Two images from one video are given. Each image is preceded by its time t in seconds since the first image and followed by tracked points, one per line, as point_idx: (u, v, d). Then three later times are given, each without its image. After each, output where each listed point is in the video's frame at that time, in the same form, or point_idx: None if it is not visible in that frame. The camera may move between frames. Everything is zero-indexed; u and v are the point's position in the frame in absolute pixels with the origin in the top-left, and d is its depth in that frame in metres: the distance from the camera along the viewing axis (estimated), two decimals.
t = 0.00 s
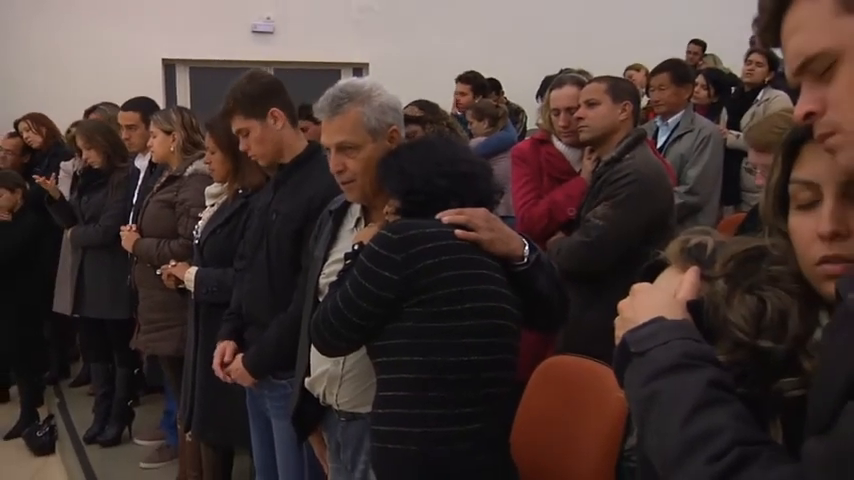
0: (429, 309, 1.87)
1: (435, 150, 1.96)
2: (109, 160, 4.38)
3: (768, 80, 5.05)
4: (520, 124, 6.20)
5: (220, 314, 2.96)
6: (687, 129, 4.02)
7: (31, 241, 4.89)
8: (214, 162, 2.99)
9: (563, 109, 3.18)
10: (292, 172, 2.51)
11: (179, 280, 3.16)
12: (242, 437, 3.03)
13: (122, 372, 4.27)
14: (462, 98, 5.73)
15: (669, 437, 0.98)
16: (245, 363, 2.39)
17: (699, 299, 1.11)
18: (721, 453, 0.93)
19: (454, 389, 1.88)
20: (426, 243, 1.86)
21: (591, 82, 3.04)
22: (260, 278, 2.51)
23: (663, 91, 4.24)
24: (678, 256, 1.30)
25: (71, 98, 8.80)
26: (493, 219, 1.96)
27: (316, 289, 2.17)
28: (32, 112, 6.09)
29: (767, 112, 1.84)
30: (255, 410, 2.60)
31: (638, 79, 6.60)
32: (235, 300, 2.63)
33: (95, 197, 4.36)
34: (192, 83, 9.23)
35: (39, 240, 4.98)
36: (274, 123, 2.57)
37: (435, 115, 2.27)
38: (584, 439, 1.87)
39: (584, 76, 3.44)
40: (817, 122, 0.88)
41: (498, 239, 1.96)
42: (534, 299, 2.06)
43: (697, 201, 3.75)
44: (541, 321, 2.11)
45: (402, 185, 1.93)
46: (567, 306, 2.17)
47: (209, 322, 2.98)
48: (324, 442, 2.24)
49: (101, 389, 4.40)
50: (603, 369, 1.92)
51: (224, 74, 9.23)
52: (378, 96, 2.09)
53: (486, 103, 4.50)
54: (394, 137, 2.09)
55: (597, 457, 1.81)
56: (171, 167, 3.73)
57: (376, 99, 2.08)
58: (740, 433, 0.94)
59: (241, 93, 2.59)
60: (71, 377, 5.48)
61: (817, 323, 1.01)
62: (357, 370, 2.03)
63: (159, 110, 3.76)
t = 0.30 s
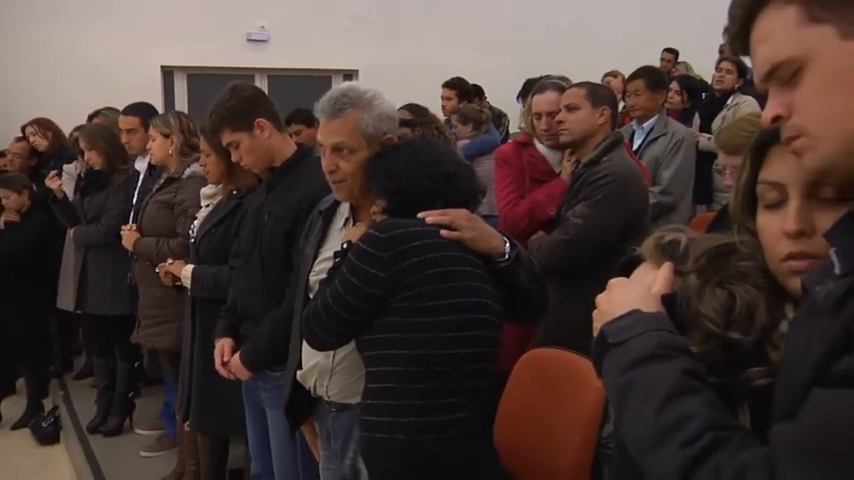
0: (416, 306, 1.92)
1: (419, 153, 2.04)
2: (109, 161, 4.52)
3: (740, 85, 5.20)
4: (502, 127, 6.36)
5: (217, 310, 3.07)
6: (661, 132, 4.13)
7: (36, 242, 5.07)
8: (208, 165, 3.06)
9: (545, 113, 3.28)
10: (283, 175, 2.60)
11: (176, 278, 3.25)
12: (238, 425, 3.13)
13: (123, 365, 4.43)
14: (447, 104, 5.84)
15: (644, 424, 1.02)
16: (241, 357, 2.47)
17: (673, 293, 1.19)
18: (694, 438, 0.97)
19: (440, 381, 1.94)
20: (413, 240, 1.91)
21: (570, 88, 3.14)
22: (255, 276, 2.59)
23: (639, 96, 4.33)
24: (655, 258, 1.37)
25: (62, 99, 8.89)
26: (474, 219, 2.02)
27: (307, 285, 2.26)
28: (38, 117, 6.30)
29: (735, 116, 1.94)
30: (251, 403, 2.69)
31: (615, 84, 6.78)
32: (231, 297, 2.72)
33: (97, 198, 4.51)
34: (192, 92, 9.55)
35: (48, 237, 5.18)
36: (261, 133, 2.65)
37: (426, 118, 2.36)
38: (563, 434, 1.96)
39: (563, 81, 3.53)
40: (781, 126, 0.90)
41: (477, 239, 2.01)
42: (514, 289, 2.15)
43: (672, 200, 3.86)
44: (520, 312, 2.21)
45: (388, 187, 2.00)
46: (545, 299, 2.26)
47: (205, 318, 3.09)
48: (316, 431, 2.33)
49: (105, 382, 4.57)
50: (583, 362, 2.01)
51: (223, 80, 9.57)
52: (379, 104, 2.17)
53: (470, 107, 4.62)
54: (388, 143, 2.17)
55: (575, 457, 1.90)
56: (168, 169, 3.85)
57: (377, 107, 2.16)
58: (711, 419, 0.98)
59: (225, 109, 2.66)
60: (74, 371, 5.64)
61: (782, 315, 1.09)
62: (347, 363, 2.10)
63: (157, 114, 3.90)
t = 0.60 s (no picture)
0: (406, 301, 2.01)
1: (409, 154, 2.14)
2: (113, 162, 4.73)
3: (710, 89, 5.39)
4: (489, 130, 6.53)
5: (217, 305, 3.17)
6: (639, 135, 4.23)
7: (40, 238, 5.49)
8: (206, 164, 3.15)
9: (528, 115, 3.38)
10: (279, 176, 2.70)
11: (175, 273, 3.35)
12: (237, 412, 3.23)
13: (127, 357, 4.65)
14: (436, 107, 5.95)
15: (624, 413, 1.03)
16: (240, 350, 2.57)
17: (649, 284, 1.21)
18: (670, 424, 1.00)
19: (433, 372, 2.03)
20: (401, 239, 2.00)
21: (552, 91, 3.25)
22: (253, 272, 2.69)
23: (617, 100, 4.45)
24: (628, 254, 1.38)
25: (60, 99, 9.51)
26: (453, 212, 2.11)
27: (300, 279, 2.36)
28: (46, 119, 6.44)
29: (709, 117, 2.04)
30: (251, 394, 2.78)
31: (597, 88, 6.96)
32: (230, 292, 2.80)
33: (103, 197, 4.69)
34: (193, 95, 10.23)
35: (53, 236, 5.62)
36: (260, 136, 2.74)
37: (415, 121, 2.45)
38: (548, 424, 2.05)
39: (546, 85, 3.64)
40: (757, 128, 0.94)
41: (458, 230, 2.09)
42: (497, 274, 2.25)
43: (649, 199, 3.97)
44: (506, 296, 2.31)
45: (381, 185, 2.10)
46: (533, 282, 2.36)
47: (203, 311, 3.20)
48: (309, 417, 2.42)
49: (109, 374, 4.76)
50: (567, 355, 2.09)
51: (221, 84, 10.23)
52: (374, 105, 2.25)
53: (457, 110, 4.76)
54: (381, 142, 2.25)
55: (556, 450, 2.00)
56: (168, 170, 3.96)
57: (371, 108, 2.25)
58: (687, 406, 1.01)
59: (225, 114, 2.76)
60: (79, 361, 6.03)
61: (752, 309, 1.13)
62: (338, 353, 2.18)
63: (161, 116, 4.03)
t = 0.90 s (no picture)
0: (397, 296, 2.09)
1: (400, 151, 2.21)
2: (115, 163, 4.84)
3: (687, 93, 5.54)
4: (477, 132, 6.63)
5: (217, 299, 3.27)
6: (618, 135, 4.33)
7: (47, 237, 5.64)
8: (205, 165, 3.25)
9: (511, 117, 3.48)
10: (274, 177, 2.79)
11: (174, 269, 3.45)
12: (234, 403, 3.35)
13: (129, 348, 4.73)
14: (427, 108, 6.06)
15: (600, 397, 1.08)
16: (238, 341, 2.66)
17: (626, 278, 1.29)
18: (644, 411, 1.03)
19: (421, 363, 2.12)
20: (393, 236, 2.07)
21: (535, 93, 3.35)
22: (251, 267, 2.78)
23: (598, 102, 4.55)
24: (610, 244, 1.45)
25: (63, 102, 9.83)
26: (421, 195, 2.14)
27: (294, 273, 2.46)
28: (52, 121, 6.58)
29: (686, 119, 2.13)
30: (248, 383, 2.88)
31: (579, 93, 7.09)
32: (229, 285, 2.89)
33: (105, 197, 4.80)
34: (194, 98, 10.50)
35: (58, 232, 5.74)
36: (258, 137, 2.83)
37: (406, 121, 2.54)
38: (530, 414, 2.14)
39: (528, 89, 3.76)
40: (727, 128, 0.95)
41: (427, 209, 2.13)
42: (483, 259, 2.32)
43: (627, 197, 4.08)
44: (502, 279, 2.40)
45: (372, 181, 2.18)
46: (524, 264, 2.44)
47: (202, 304, 3.29)
48: (302, 404, 2.50)
49: (111, 364, 4.88)
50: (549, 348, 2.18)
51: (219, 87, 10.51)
52: (367, 106, 2.34)
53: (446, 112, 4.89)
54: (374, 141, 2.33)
55: (539, 436, 2.09)
56: (168, 170, 4.05)
57: (364, 108, 2.33)
58: (660, 394, 1.04)
59: (225, 116, 2.84)
60: (86, 355, 6.09)
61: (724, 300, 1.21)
62: (331, 343, 2.26)
63: (160, 120, 4.13)
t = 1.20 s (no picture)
0: (388, 290, 2.19)
1: (393, 152, 2.31)
2: (121, 164, 4.94)
3: (667, 96, 5.69)
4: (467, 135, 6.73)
5: (215, 294, 3.38)
6: (600, 137, 4.46)
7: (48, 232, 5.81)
8: (203, 166, 3.36)
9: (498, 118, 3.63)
10: (272, 177, 2.89)
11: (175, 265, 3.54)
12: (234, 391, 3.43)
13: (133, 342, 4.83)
14: (417, 109, 6.18)
15: (580, 389, 1.14)
16: (237, 335, 2.76)
17: (604, 273, 1.39)
18: (621, 400, 1.09)
19: (412, 355, 2.23)
20: (382, 234, 2.17)
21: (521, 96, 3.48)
22: (248, 264, 2.89)
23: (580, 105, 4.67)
24: (586, 238, 1.52)
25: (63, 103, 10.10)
26: (405, 194, 2.25)
27: (291, 269, 2.56)
28: (58, 125, 6.73)
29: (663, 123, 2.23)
30: (247, 374, 2.98)
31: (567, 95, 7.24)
32: (228, 282, 2.99)
33: (110, 197, 4.93)
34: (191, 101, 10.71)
35: (59, 229, 5.91)
36: (255, 137, 2.93)
37: (399, 123, 2.64)
38: (517, 404, 2.24)
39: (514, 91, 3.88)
40: (700, 130, 1.00)
41: (411, 208, 2.23)
42: (471, 261, 2.41)
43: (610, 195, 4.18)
44: (486, 278, 2.50)
45: (364, 180, 2.27)
46: (506, 263, 2.54)
47: (200, 299, 3.40)
48: (298, 395, 2.60)
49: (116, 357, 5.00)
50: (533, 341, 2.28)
51: (216, 90, 10.73)
52: (360, 107, 2.43)
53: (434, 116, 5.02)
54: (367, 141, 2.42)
55: (524, 426, 2.19)
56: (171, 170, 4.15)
57: (358, 110, 2.43)
58: (636, 384, 1.11)
59: (224, 117, 2.94)
60: (93, 346, 6.20)
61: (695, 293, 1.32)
62: (326, 335, 2.35)
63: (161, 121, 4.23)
